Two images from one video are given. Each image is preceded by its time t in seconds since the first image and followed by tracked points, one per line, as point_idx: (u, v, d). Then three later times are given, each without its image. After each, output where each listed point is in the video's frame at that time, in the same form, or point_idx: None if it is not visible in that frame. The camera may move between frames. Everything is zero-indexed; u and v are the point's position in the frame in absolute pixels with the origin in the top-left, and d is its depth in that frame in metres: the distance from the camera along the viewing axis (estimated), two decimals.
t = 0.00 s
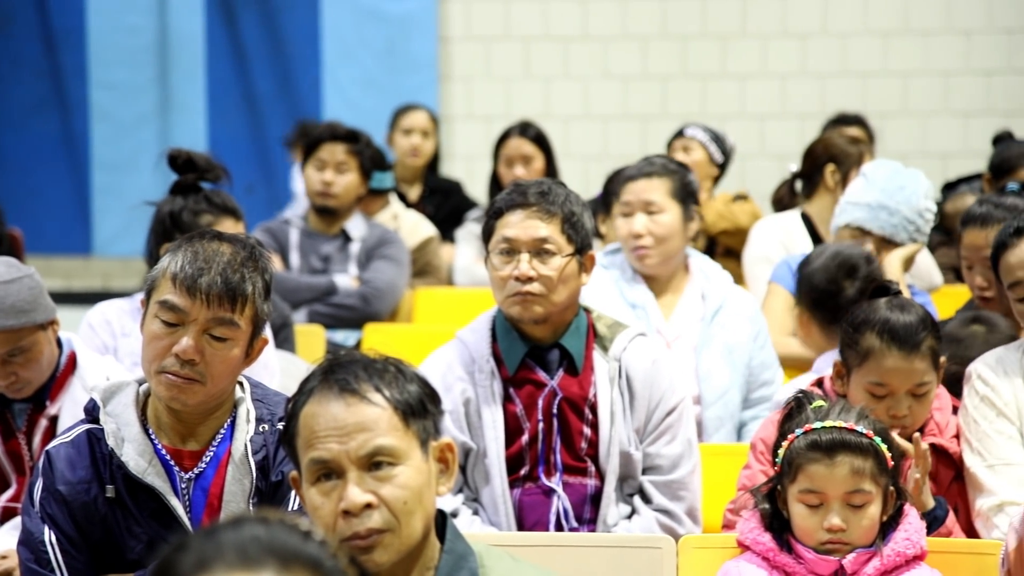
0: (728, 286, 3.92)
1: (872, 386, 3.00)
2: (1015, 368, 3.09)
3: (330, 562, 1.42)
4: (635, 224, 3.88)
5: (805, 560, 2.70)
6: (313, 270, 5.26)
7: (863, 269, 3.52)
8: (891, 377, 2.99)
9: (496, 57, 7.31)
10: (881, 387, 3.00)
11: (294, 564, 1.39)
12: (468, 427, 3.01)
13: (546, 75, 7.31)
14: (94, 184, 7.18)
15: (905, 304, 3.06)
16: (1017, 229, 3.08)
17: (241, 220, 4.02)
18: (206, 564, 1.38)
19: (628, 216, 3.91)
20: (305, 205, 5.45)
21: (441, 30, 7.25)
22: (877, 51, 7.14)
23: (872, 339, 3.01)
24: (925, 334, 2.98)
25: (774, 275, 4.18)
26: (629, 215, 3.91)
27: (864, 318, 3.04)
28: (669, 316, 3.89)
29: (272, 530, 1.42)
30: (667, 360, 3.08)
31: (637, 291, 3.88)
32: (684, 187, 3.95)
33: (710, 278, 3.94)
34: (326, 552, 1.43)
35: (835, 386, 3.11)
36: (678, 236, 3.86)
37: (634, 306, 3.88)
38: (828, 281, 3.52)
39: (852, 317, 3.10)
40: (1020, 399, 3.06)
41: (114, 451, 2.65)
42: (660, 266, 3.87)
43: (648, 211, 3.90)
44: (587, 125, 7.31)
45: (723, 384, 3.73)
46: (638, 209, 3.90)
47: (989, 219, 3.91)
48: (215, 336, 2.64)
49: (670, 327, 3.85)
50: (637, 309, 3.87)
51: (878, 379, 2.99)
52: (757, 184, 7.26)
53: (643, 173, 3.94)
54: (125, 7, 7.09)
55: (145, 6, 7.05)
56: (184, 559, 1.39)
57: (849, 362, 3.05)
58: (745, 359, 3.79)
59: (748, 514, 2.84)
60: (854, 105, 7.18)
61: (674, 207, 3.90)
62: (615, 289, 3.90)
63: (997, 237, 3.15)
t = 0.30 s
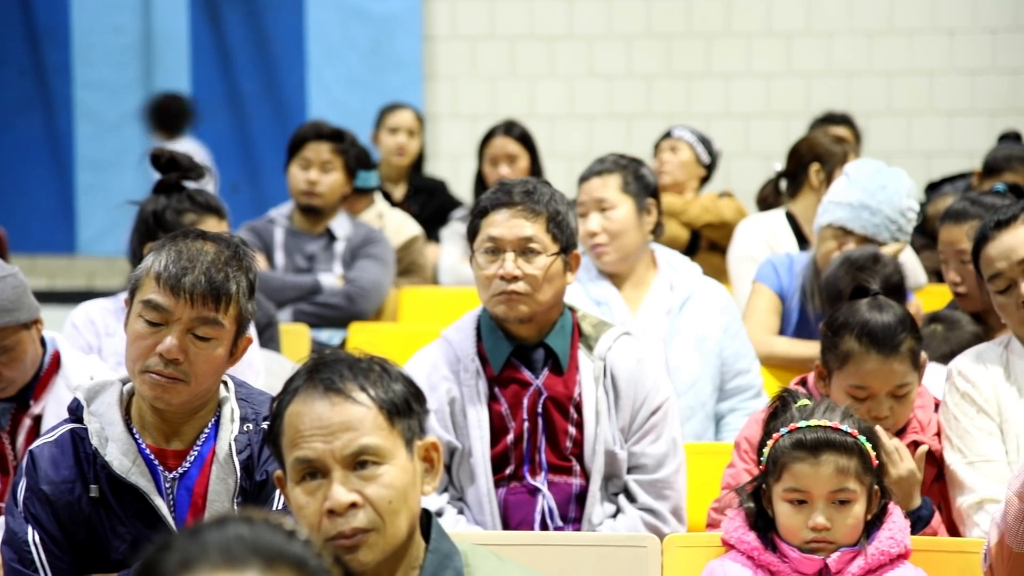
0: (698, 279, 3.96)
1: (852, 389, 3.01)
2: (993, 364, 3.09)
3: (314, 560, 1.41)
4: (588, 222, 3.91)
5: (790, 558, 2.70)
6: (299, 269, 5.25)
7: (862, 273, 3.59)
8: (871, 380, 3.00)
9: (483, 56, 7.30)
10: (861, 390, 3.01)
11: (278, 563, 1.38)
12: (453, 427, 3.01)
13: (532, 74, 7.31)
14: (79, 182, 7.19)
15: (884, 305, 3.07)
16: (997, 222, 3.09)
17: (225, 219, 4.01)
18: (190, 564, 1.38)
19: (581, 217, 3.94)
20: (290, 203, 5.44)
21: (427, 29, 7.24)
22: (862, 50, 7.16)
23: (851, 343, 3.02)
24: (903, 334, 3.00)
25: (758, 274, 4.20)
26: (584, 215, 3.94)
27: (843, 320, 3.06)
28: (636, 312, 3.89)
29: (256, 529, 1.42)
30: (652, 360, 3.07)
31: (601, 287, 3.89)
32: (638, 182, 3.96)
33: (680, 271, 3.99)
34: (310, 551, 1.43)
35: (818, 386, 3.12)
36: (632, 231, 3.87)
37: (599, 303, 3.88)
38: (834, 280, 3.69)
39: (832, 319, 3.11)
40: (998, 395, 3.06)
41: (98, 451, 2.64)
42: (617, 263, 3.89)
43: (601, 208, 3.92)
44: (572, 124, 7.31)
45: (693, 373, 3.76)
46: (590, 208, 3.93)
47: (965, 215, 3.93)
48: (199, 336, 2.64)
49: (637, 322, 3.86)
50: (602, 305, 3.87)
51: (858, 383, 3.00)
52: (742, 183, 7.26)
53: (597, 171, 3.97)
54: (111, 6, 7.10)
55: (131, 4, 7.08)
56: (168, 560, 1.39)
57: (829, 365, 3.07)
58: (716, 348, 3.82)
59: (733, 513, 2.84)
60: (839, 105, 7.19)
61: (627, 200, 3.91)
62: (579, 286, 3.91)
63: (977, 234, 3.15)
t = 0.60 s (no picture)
0: (674, 276, 3.98)
1: (832, 388, 3.04)
2: (977, 362, 3.09)
3: (299, 560, 1.41)
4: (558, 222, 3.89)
5: (774, 557, 2.71)
6: (283, 267, 5.24)
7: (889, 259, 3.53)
8: (850, 378, 3.03)
9: (467, 55, 7.31)
10: (841, 388, 3.04)
11: (263, 562, 1.38)
12: (438, 425, 3.01)
13: (517, 73, 7.32)
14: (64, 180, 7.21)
15: (860, 302, 3.08)
16: (981, 218, 3.09)
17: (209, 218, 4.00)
18: (175, 563, 1.37)
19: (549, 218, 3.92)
20: (275, 202, 5.44)
21: (412, 28, 7.25)
22: (846, 49, 7.18)
23: (827, 341, 3.04)
24: (880, 330, 3.02)
25: (743, 274, 4.21)
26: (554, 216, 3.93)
27: (820, 320, 3.07)
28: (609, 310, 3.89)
29: (241, 529, 1.42)
30: (637, 359, 3.09)
31: (573, 287, 3.87)
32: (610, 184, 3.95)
33: (654, 268, 4.00)
34: (295, 550, 1.43)
35: (800, 385, 3.15)
36: (604, 230, 3.87)
37: (571, 302, 3.87)
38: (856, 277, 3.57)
39: (809, 319, 3.12)
40: (982, 392, 3.06)
41: (82, 450, 2.64)
42: (591, 262, 3.88)
43: (571, 209, 3.91)
44: (556, 123, 7.33)
45: (669, 369, 3.78)
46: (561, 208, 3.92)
47: (952, 213, 3.95)
48: (184, 335, 2.63)
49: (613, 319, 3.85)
50: (575, 305, 3.86)
51: (838, 381, 3.03)
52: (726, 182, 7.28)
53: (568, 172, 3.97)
54: (95, 5, 7.13)
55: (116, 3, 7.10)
56: (153, 560, 1.39)
57: (809, 365, 3.09)
58: (692, 344, 3.84)
59: (718, 512, 2.84)
60: (823, 104, 7.21)
61: (597, 199, 3.90)
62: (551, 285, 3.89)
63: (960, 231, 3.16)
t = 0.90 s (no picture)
0: (657, 272, 3.98)
1: (812, 384, 3.08)
2: (959, 358, 3.10)
3: (285, 557, 1.41)
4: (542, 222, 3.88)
5: (760, 554, 2.71)
6: (270, 265, 5.24)
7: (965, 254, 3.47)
8: (829, 373, 3.07)
9: (453, 52, 7.32)
10: (821, 384, 3.08)
11: (248, 560, 1.38)
12: (425, 423, 3.00)
13: (503, 71, 7.33)
14: (48, 179, 6.94)
15: (838, 298, 3.14)
16: (964, 217, 3.08)
17: (195, 215, 4.00)
18: (160, 560, 1.37)
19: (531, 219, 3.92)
20: (262, 200, 5.44)
21: (398, 25, 7.25)
22: (833, 47, 7.19)
23: (805, 338, 3.09)
24: (856, 324, 3.08)
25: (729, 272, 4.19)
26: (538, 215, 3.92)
27: (796, 317, 3.12)
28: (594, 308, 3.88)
29: (226, 526, 1.41)
30: (623, 356, 3.09)
31: (558, 287, 3.85)
32: (594, 183, 3.95)
33: (637, 265, 4.00)
34: (282, 548, 1.43)
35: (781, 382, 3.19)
36: (587, 230, 3.86)
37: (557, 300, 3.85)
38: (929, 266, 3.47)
39: (785, 318, 3.17)
40: (964, 389, 3.07)
41: (68, 447, 2.64)
42: (574, 262, 3.87)
43: (556, 210, 3.91)
44: (543, 121, 7.33)
45: (655, 366, 3.79)
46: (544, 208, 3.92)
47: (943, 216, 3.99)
48: (170, 333, 2.63)
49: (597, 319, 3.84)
50: (560, 304, 3.85)
51: (817, 377, 3.08)
52: (713, 179, 7.28)
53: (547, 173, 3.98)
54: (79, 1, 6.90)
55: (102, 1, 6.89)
56: (138, 556, 1.38)
57: (789, 363, 3.14)
58: (677, 341, 3.85)
59: (704, 509, 2.84)
60: (809, 102, 7.22)
61: (580, 199, 3.90)
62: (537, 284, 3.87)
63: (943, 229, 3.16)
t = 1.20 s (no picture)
0: (645, 267, 4.01)
1: (792, 380, 3.10)
2: (951, 350, 3.11)
3: (274, 551, 1.41)
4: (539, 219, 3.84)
5: (748, 548, 2.71)
6: (258, 258, 5.24)
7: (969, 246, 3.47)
8: (808, 369, 3.09)
9: (441, 46, 7.32)
10: (801, 380, 3.10)
11: (237, 554, 1.38)
12: (413, 417, 3.01)
13: (492, 65, 7.33)
14: (35, 173, 6.91)
15: (816, 294, 3.16)
16: (965, 207, 3.07)
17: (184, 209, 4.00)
18: (149, 554, 1.37)
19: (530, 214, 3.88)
20: (250, 194, 5.44)
21: (386, 19, 7.25)
22: (821, 41, 7.20)
23: (783, 335, 3.11)
24: (834, 320, 3.08)
25: (717, 265, 4.18)
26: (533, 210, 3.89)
27: (775, 314, 3.15)
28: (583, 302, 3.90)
29: (215, 520, 1.41)
30: (611, 349, 3.10)
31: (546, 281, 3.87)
32: (586, 179, 3.93)
33: (626, 259, 4.02)
34: (270, 541, 1.42)
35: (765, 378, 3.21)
36: (582, 225, 3.86)
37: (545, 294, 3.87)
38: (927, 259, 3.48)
39: (766, 315, 3.20)
40: (956, 381, 3.07)
41: (55, 441, 2.64)
42: (568, 257, 3.87)
43: (550, 205, 3.88)
44: (532, 115, 7.33)
45: (644, 359, 3.80)
46: (540, 204, 3.88)
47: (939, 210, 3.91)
48: (158, 326, 2.63)
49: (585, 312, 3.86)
50: (550, 297, 3.85)
51: (797, 374, 3.09)
52: (701, 174, 7.29)
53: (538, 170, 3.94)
54: None
55: None
56: (127, 551, 1.39)
57: (769, 360, 3.16)
58: (666, 334, 3.86)
59: (692, 503, 2.84)
60: (797, 95, 7.22)
61: (576, 196, 3.88)
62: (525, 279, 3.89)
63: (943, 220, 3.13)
